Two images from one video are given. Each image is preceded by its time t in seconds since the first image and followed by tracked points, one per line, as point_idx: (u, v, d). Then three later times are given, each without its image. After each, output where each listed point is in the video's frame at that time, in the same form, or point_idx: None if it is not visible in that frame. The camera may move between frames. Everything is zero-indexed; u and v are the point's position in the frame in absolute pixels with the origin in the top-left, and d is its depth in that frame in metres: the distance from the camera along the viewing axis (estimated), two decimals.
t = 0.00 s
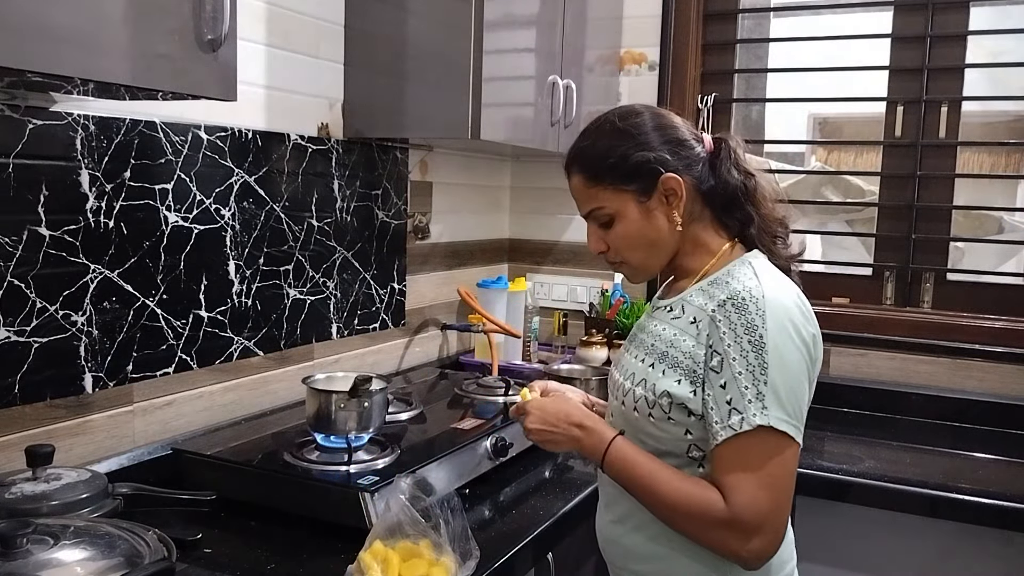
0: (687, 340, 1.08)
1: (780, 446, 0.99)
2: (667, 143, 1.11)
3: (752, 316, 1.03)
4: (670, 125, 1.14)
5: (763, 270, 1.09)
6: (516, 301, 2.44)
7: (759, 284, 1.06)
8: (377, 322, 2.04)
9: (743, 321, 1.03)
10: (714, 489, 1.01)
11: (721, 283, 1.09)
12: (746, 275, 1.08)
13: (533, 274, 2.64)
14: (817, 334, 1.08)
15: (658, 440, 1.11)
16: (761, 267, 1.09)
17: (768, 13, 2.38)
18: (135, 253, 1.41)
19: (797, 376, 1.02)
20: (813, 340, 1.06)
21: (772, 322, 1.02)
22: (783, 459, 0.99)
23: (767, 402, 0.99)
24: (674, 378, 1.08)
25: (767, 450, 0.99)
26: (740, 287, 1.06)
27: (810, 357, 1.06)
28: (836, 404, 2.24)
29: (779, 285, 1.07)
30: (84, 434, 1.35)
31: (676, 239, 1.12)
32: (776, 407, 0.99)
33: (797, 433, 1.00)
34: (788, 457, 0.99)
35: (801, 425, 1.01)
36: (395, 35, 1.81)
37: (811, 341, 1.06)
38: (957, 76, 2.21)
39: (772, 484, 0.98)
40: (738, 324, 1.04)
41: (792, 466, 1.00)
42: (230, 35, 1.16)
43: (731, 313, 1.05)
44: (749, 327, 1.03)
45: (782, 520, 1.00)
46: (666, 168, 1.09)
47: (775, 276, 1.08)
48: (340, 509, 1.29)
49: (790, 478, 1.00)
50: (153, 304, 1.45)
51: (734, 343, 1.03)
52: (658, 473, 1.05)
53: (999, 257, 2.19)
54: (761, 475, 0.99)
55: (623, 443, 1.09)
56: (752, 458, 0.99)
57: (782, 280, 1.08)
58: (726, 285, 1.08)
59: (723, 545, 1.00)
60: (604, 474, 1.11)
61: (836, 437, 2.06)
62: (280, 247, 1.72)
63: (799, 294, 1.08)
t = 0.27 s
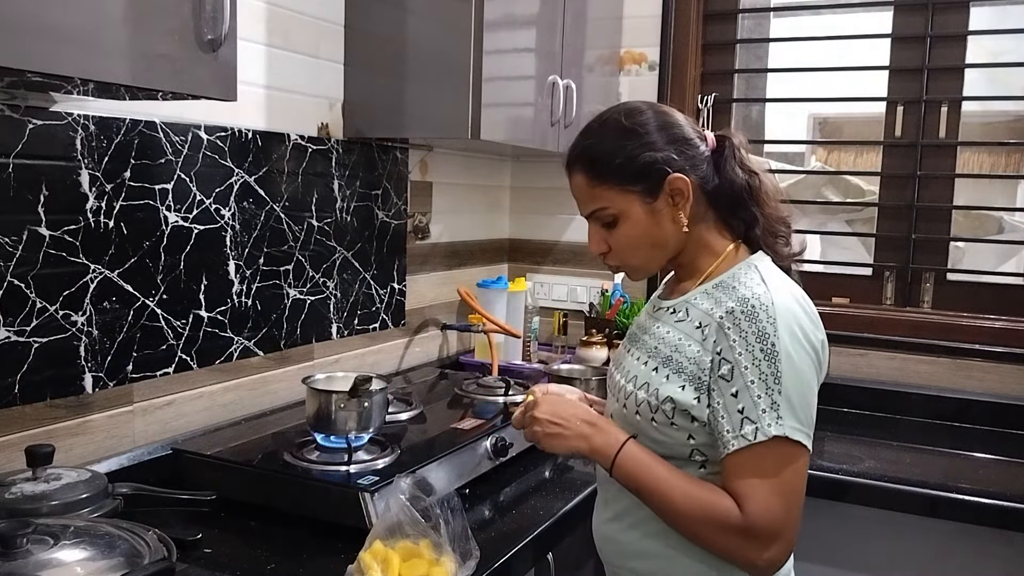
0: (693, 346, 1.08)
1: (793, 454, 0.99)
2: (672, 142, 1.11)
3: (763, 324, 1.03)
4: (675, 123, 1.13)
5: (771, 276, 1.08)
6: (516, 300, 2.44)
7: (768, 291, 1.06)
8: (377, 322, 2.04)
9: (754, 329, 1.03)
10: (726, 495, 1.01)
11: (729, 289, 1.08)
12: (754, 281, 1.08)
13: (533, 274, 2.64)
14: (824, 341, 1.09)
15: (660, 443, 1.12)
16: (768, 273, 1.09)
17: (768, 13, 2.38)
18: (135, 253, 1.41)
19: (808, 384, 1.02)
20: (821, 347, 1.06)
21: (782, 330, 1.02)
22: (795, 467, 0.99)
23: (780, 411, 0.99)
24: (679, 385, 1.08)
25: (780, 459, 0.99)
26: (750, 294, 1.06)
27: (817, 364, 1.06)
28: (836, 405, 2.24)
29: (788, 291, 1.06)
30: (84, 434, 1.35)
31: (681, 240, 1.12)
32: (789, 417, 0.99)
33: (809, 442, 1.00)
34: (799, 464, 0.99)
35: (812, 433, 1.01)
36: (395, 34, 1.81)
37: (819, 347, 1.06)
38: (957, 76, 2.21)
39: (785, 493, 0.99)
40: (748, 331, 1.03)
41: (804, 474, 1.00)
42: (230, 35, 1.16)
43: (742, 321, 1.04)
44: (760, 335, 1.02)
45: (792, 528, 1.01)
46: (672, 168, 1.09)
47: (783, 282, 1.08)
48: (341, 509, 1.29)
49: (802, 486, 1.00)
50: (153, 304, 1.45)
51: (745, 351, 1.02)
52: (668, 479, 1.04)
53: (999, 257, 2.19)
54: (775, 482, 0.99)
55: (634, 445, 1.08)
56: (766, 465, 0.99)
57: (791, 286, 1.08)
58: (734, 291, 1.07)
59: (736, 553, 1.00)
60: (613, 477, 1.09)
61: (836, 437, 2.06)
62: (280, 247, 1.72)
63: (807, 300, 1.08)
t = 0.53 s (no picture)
0: (671, 351, 1.04)
1: (777, 463, 0.95)
2: (657, 136, 1.07)
3: (742, 330, 0.99)
4: (660, 117, 1.09)
5: (752, 278, 1.04)
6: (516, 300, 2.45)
7: (747, 295, 1.01)
8: (377, 322, 2.04)
9: (732, 335, 0.99)
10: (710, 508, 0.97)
11: (708, 292, 1.04)
12: (733, 284, 1.04)
13: (533, 274, 2.64)
14: (807, 344, 1.04)
15: (637, 450, 1.08)
16: (748, 275, 1.05)
17: (768, 13, 2.38)
18: (135, 253, 1.41)
19: (789, 392, 0.98)
20: (803, 352, 1.02)
21: (762, 337, 0.98)
22: (779, 476, 0.95)
23: (762, 422, 0.95)
24: (655, 392, 1.04)
25: (764, 469, 0.95)
26: (729, 299, 1.02)
27: (800, 369, 1.02)
28: (836, 405, 2.24)
29: (769, 295, 1.03)
30: (84, 434, 1.35)
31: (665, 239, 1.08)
32: (772, 427, 0.95)
33: (792, 452, 0.96)
34: (783, 473, 0.95)
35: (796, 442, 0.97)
36: (395, 34, 1.81)
37: (801, 352, 1.02)
38: (957, 76, 2.21)
39: (770, 504, 0.95)
40: (726, 338, 0.99)
41: (788, 482, 0.96)
42: (230, 35, 1.16)
43: (720, 327, 1.00)
44: (739, 342, 0.98)
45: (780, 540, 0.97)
46: (655, 164, 1.05)
47: (763, 285, 1.04)
48: (341, 509, 1.28)
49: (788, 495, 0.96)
50: (153, 304, 1.45)
51: (724, 358, 0.98)
52: (650, 492, 1.01)
53: (999, 257, 2.19)
54: (760, 494, 0.95)
55: (618, 457, 1.04)
56: (750, 476, 0.95)
57: (772, 288, 1.04)
58: (713, 295, 1.03)
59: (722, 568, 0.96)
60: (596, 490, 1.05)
61: (836, 437, 2.06)
62: (280, 247, 1.72)
63: (788, 303, 1.04)
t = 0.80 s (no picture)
0: (649, 360, 0.99)
1: (766, 477, 0.90)
2: (639, 136, 1.02)
3: (723, 340, 0.94)
4: (643, 115, 1.05)
5: (735, 283, 1.00)
6: (516, 301, 2.45)
7: (729, 303, 0.97)
8: (377, 322, 2.04)
9: (713, 346, 0.94)
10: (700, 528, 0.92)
11: (689, 299, 0.99)
12: (715, 291, 0.99)
13: (533, 274, 2.64)
14: (793, 352, 0.99)
15: (612, 461, 1.04)
16: (731, 281, 1.00)
17: (768, 13, 2.38)
18: (135, 253, 1.41)
19: (775, 406, 0.93)
20: (789, 362, 0.97)
21: (744, 348, 0.93)
22: (770, 491, 0.90)
23: (749, 437, 0.90)
24: (630, 403, 0.99)
25: (753, 484, 0.90)
26: (710, 307, 0.97)
27: (785, 380, 0.97)
28: (836, 405, 2.24)
29: (753, 302, 0.98)
30: (84, 434, 1.35)
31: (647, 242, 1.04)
32: (758, 442, 0.90)
33: (781, 467, 0.91)
34: (774, 489, 0.91)
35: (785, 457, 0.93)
36: (395, 34, 1.81)
37: (787, 362, 0.97)
38: (957, 76, 2.21)
39: (762, 520, 0.90)
40: (707, 349, 0.94)
41: (779, 497, 0.91)
42: (229, 35, 1.16)
43: (699, 338, 0.95)
44: (720, 352, 0.93)
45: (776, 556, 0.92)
46: (636, 164, 1.01)
47: (746, 291, 0.99)
48: (340, 509, 1.28)
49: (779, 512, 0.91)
50: (153, 304, 1.45)
51: (704, 370, 0.94)
52: (637, 509, 0.95)
53: (999, 257, 2.19)
54: (752, 512, 0.89)
55: (603, 475, 0.98)
56: (741, 494, 0.90)
57: (756, 294, 0.99)
58: (695, 303, 0.98)
59: None
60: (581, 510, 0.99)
61: (836, 437, 2.06)
62: (280, 248, 1.72)
63: (773, 310, 0.99)
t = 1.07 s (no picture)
0: (634, 371, 0.97)
1: (751, 498, 0.87)
2: (634, 139, 1.01)
3: (708, 354, 0.91)
4: (640, 117, 1.04)
5: (724, 293, 0.96)
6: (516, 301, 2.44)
7: (717, 314, 0.93)
8: (377, 322, 2.04)
9: (698, 359, 0.91)
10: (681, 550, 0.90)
11: (677, 309, 0.96)
12: (703, 301, 0.96)
13: (533, 274, 2.64)
14: (784, 366, 0.96)
15: (594, 472, 1.01)
16: (720, 291, 0.97)
17: (768, 13, 2.38)
18: (135, 253, 1.41)
19: (760, 423, 0.90)
20: (778, 376, 0.94)
21: (729, 362, 0.90)
22: (755, 513, 0.88)
23: (731, 455, 0.87)
24: (613, 414, 0.97)
25: (737, 505, 0.87)
26: (696, 318, 0.94)
27: (774, 395, 0.94)
28: (837, 405, 2.24)
29: (741, 313, 0.94)
30: (84, 434, 1.35)
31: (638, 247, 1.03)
32: (740, 460, 0.87)
33: (765, 486, 0.88)
34: (758, 511, 0.88)
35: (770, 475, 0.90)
36: (395, 34, 1.81)
37: (776, 376, 0.94)
38: (957, 76, 2.21)
39: (746, 543, 0.87)
40: (691, 363, 0.91)
41: (764, 518, 0.89)
42: (229, 35, 1.15)
43: (684, 350, 0.92)
44: (704, 366, 0.90)
45: None
46: (630, 167, 1.00)
47: (735, 301, 0.96)
48: (340, 509, 1.28)
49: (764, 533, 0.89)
50: (153, 304, 1.45)
51: (688, 384, 0.91)
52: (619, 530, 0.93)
53: (999, 257, 2.19)
54: (735, 537, 0.87)
55: (585, 488, 0.97)
56: (723, 517, 0.87)
57: (745, 306, 0.95)
58: (681, 313, 0.96)
59: None
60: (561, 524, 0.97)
61: (836, 437, 2.06)
62: (280, 247, 1.72)
63: (764, 321, 0.95)
